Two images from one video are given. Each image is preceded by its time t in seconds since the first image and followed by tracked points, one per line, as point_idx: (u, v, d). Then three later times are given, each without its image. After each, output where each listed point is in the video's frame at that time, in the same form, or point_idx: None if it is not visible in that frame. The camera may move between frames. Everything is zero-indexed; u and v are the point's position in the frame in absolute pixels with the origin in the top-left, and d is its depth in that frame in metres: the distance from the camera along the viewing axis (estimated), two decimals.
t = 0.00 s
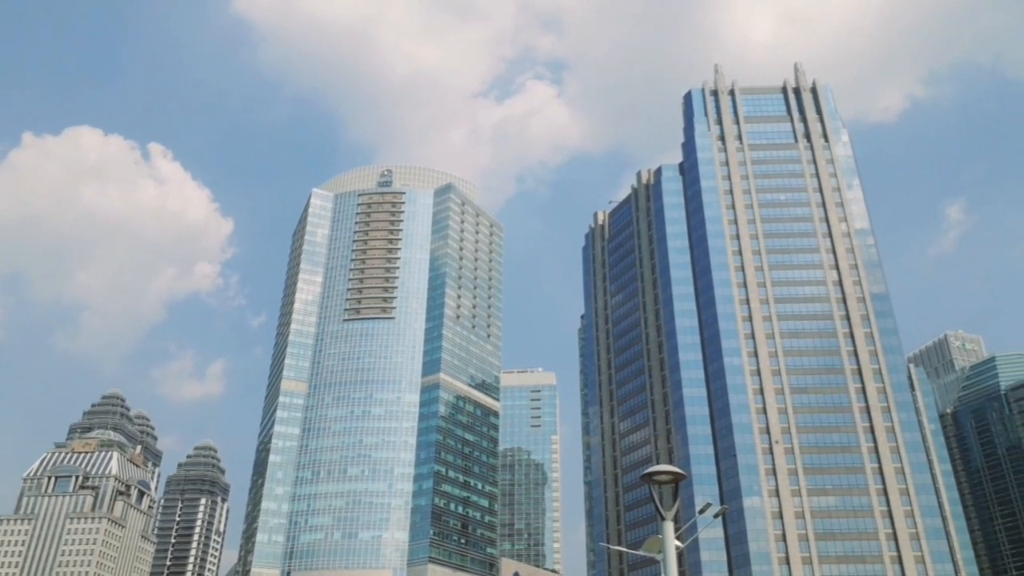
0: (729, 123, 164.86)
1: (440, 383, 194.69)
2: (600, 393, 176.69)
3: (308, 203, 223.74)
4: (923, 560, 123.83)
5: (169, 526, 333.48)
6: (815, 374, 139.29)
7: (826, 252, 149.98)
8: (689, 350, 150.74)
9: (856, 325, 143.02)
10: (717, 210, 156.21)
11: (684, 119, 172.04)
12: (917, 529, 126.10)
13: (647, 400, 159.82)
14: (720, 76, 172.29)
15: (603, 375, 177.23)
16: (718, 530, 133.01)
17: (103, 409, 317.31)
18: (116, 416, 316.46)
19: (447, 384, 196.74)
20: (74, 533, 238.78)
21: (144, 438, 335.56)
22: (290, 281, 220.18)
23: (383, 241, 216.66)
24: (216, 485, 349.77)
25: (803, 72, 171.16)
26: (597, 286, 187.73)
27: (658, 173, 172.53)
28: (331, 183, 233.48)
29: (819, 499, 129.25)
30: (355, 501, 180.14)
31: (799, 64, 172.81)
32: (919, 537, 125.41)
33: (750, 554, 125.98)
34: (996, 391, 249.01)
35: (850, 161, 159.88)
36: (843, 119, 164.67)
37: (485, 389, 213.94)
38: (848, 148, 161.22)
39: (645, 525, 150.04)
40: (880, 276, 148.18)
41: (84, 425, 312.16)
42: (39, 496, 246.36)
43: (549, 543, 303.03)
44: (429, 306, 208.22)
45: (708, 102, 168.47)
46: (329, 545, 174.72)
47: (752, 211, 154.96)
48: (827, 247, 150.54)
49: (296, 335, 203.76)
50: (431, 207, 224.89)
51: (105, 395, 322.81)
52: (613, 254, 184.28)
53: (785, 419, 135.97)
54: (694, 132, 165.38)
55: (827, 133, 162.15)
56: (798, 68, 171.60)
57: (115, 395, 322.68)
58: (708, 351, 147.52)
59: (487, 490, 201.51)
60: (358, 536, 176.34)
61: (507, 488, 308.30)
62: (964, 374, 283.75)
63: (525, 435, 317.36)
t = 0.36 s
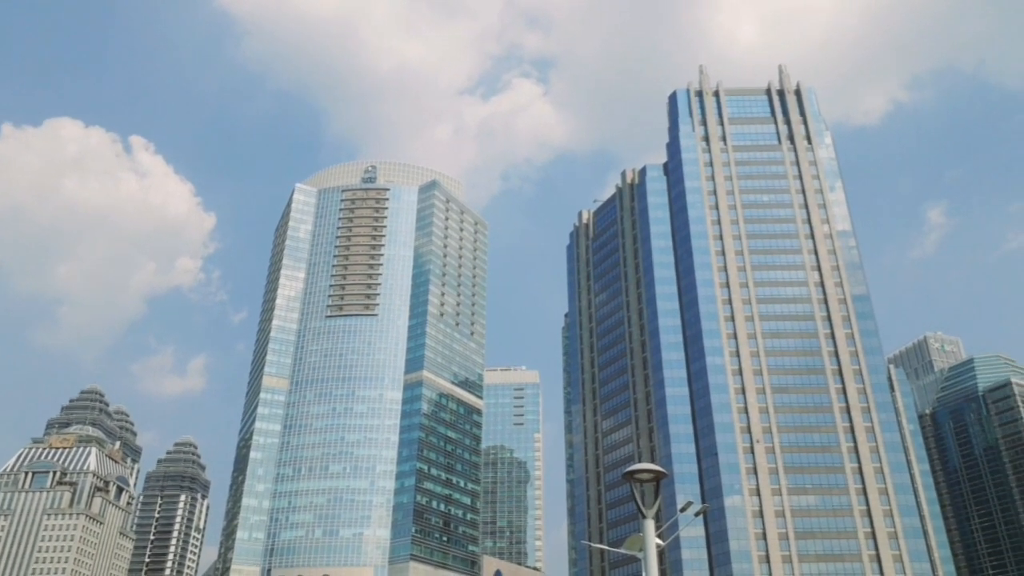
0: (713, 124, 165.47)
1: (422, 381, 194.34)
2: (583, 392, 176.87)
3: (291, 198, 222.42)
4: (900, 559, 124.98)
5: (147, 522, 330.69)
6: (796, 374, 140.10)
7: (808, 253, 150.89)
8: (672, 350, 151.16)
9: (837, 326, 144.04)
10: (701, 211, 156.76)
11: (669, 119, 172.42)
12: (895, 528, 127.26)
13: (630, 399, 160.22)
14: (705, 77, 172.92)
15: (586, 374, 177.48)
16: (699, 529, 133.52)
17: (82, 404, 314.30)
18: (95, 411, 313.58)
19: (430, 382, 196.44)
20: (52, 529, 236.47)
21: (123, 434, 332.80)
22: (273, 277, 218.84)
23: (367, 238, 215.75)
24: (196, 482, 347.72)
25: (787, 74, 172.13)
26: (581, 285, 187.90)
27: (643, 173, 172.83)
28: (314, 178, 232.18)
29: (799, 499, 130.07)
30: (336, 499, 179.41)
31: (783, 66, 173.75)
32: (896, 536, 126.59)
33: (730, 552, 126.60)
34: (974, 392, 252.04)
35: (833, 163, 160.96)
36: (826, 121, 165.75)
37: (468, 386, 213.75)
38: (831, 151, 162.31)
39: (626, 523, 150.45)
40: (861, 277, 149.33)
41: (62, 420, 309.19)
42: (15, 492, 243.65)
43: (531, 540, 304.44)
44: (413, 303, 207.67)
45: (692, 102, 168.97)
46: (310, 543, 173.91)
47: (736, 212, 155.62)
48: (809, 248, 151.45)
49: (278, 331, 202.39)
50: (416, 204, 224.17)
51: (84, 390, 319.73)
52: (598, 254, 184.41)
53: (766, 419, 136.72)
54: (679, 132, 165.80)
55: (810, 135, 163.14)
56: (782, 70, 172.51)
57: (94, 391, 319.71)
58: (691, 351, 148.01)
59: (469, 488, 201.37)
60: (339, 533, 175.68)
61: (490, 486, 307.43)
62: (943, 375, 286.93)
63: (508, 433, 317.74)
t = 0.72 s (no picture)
0: (698, 124, 165.91)
1: (405, 377, 193.88)
2: (566, 389, 177.03)
3: (274, 192, 221.02)
4: (878, 556, 126.00)
5: (125, 518, 327.74)
6: (777, 373, 140.88)
7: (790, 253, 151.66)
8: (654, 348, 151.50)
9: (818, 326, 144.93)
10: (684, 210, 157.17)
11: (654, 118, 172.74)
12: (873, 526, 128.28)
13: (613, 396, 160.54)
14: (690, 76, 173.39)
15: (569, 371, 177.62)
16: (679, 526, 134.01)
17: (59, 398, 311.08)
18: (72, 406, 310.48)
19: (412, 378, 195.95)
20: (27, 525, 233.85)
21: (101, 429, 329.86)
22: (255, 271, 217.40)
23: (350, 233, 214.69)
24: (175, 477, 345.23)
25: (772, 75, 172.91)
26: (566, 282, 187.95)
27: (628, 171, 173.03)
28: (298, 173, 230.81)
29: (778, 497, 130.80)
30: (317, 495, 178.61)
31: (768, 67, 174.51)
32: (874, 534, 127.62)
33: (710, 549, 127.19)
34: (951, 392, 254.59)
35: (816, 164, 161.84)
36: (810, 123, 166.62)
37: (451, 383, 213.33)
38: (814, 151, 163.19)
39: (607, 520, 150.83)
40: (843, 278, 150.32)
41: (39, 415, 305.83)
42: None
43: (511, 537, 303.50)
44: (396, 299, 206.96)
45: (678, 102, 169.29)
46: (290, 539, 173.05)
47: (719, 211, 156.17)
48: (791, 248, 152.23)
49: (259, 326, 201.00)
50: (400, 200, 223.42)
51: (61, 384, 316.53)
52: (582, 252, 184.45)
53: (746, 417, 137.36)
54: (664, 131, 166.07)
55: (794, 135, 163.90)
56: (767, 71, 173.27)
57: (72, 385, 316.57)
58: (673, 349, 148.40)
59: (451, 485, 201.02)
60: (319, 529, 174.88)
61: (472, 482, 306.47)
62: (921, 375, 289.70)
63: (490, 430, 317.50)
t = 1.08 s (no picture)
0: (683, 123, 166.29)
1: (388, 373, 193.46)
2: (549, 386, 177.18)
3: (256, 185, 219.58)
4: (856, 554, 127.12)
5: (103, 512, 324.66)
6: (758, 372, 141.67)
7: (772, 253, 152.50)
8: (637, 346, 151.84)
9: (799, 325, 145.85)
10: (668, 209, 157.55)
11: (639, 116, 172.93)
12: (852, 524, 129.40)
13: (595, 393, 160.81)
14: (675, 75, 173.74)
15: (552, 368, 177.79)
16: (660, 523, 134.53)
17: (37, 390, 307.79)
18: (50, 398, 307.22)
19: (395, 374, 195.54)
20: (3, 519, 231.21)
21: (79, 422, 326.76)
22: (236, 265, 216.02)
23: (333, 227, 213.56)
24: (154, 471, 342.66)
25: (756, 75, 173.66)
26: (549, 279, 188.00)
27: (613, 169, 173.20)
28: (281, 166, 229.39)
29: (758, 494, 131.61)
30: (297, 490, 177.82)
31: (753, 67, 175.29)
32: (852, 532, 128.77)
33: (691, 546, 127.85)
34: (930, 392, 257.16)
35: (799, 164, 162.71)
36: (794, 123, 167.49)
37: (433, 379, 213.01)
38: (797, 152, 164.05)
39: (588, 517, 151.20)
40: (824, 278, 151.35)
41: (16, 408, 302.21)
42: None
43: (493, 533, 304.97)
44: (379, 294, 206.31)
45: (663, 100, 169.54)
46: (270, 534, 172.20)
47: (703, 210, 156.72)
48: (774, 247, 153.04)
49: (240, 320, 199.64)
50: (384, 194, 222.64)
51: (39, 377, 313.16)
52: (566, 249, 184.47)
53: (728, 415, 138.05)
54: (649, 129, 166.30)
55: (777, 135, 164.74)
56: (752, 71, 174.00)
57: (50, 377, 313.28)
58: (656, 347, 148.82)
59: (433, 481, 200.81)
60: (300, 524, 174.17)
61: (454, 478, 307.00)
62: (901, 375, 292.58)
63: (473, 426, 316.71)
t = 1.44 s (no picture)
0: (668, 121, 166.54)
1: (369, 368, 192.77)
2: (532, 382, 177.22)
3: (239, 177, 217.90)
4: (834, 552, 128.10)
5: (81, 505, 321.64)
6: (740, 370, 142.34)
7: (755, 252, 153.23)
8: (620, 343, 152.06)
9: (781, 324, 146.62)
10: (652, 207, 157.82)
11: (625, 114, 172.91)
12: (830, 523, 130.40)
13: (578, 390, 161.00)
14: (661, 74, 173.97)
15: (535, 364, 177.83)
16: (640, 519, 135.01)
17: (14, 382, 304.22)
18: (27, 390, 303.77)
19: (377, 369, 194.95)
20: None
21: (56, 415, 323.43)
22: (218, 257, 214.37)
23: (317, 220, 212.23)
24: (133, 465, 339.84)
25: (742, 75, 174.21)
26: (534, 276, 187.92)
27: (598, 166, 173.21)
28: (265, 158, 227.83)
29: (738, 492, 132.33)
30: (278, 484, 176.86)
31: (738, 67, 175.85)
32: (831, 530, 129.77)
33: (670, 543, 128.47)
34: (909, 391, 259.57)
35: (783, 164, 163.42)
36: (778, 123, 168.14)
37: (416, 374, 212.48)
38: (781, 152, 164.75)
39: (569, 513, 151.46)
40: (806, 278, 152.23)
41: None
42: None
43: (475, 529, 304.67)
44: (362, 289, 205.45)
45: (649, 98, 169.67)
46: (250, 528, 171.24)
47: (687, 209, 157.13)
48: (757, 247, 153.75)
49: (221, 314, 198.10)
50: (368, 188, 221.62)
51: (16, 368, 309.60)
52: (551, 246, 184.40)
53: (709, 413, 138.67)
54: (634, 127, 166.41)
55: (762, 135, 165.31)
56: (737, 71, 174.50)
57: (27, 369, 309.77)
58: (638, 344, 149.17)
59: (414, 476, 200.38)
60: (280, 519, 173.28)
61: (436, 474, 307.20)
62: (880, 375, 295.12)
63: (455, 422, 316.94)
